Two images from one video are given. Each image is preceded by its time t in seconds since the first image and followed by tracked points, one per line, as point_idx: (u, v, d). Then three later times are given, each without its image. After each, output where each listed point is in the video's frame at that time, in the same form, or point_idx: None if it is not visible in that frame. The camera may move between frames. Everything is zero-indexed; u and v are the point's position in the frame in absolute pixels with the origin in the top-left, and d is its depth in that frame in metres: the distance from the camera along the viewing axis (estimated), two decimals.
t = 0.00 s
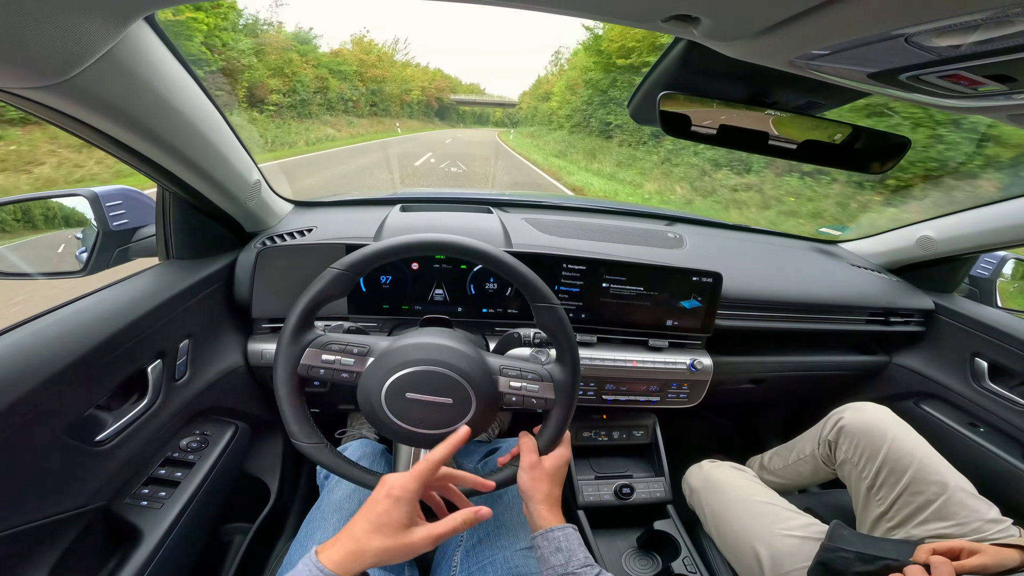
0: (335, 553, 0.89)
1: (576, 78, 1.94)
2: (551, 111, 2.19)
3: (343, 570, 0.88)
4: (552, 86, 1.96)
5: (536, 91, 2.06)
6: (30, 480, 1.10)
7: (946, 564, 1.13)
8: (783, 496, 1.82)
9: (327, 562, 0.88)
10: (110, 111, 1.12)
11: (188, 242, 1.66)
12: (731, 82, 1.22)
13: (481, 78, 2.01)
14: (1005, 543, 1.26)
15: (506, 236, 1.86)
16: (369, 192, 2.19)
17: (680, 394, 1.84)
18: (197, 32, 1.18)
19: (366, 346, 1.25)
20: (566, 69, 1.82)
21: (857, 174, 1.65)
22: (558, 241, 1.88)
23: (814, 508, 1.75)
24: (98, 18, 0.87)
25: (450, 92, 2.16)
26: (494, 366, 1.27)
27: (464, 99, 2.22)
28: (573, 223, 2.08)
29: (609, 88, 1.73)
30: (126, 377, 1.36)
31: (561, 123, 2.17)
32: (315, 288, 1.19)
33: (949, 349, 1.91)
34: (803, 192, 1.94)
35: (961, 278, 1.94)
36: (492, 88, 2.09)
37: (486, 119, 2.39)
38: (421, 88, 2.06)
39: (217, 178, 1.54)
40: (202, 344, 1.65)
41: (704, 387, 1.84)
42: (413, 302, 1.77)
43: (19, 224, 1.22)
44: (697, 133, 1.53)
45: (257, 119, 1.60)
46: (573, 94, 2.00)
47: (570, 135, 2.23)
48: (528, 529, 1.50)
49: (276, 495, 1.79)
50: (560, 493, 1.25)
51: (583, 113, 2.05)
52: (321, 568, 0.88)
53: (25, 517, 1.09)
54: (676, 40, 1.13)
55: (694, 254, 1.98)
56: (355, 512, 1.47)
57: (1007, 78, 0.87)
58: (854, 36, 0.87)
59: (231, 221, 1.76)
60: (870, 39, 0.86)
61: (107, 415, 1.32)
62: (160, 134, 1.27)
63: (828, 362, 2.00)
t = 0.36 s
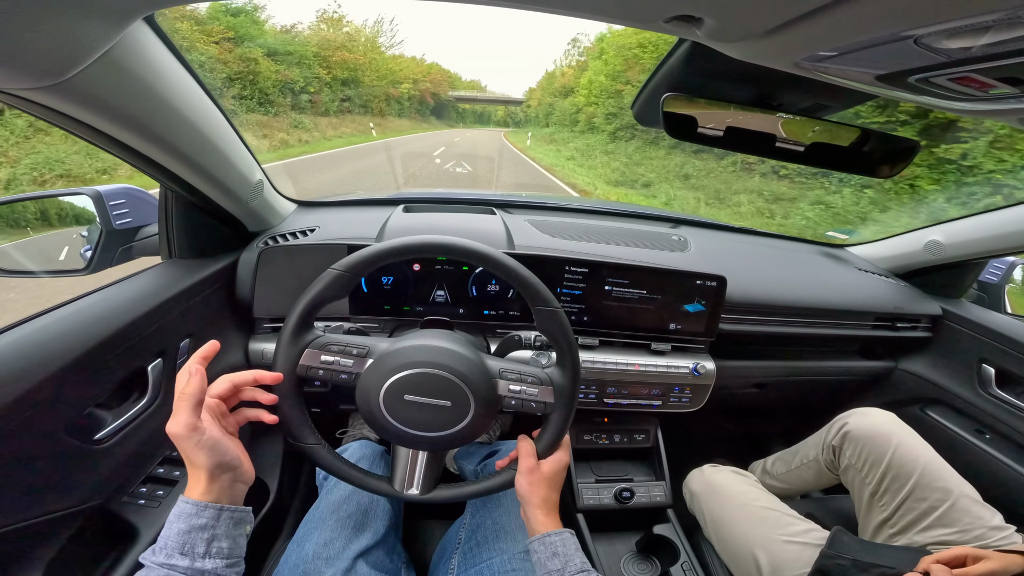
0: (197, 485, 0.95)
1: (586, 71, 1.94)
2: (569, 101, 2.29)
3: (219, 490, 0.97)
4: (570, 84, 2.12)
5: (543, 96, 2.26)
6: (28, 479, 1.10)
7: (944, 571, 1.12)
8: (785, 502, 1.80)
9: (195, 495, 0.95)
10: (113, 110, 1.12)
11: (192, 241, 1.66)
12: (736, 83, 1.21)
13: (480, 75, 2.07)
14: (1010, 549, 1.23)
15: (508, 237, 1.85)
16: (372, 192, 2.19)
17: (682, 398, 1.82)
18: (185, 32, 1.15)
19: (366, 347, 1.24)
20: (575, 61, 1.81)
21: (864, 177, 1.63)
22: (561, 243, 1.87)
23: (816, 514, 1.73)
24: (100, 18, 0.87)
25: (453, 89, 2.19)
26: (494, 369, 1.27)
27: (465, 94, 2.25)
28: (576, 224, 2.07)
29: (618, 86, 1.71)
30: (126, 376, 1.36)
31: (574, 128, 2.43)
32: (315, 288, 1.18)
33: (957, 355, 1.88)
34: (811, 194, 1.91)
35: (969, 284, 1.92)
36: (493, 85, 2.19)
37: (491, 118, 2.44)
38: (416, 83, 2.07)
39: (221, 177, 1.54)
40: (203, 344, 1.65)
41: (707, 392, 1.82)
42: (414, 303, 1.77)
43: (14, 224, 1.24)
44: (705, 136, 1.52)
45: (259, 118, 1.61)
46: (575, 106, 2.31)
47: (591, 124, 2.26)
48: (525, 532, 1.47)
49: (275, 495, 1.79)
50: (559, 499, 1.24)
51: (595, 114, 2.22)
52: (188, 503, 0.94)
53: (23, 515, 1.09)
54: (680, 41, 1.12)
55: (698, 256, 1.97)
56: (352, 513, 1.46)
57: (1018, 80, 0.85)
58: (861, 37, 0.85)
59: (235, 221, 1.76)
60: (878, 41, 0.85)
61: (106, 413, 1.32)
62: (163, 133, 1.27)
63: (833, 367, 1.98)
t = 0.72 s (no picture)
0: (316, 406, 0.99)
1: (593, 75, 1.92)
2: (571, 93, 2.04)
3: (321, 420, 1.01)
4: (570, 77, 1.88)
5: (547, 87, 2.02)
6: (54, 477, 1.10)
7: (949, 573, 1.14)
8: (797, 503, 1.81)
9: (313, 417, 0.97)
10: (140, 107, 1.12)
11: (210, 240, 1.66)
12: (761, 86, 1.21)
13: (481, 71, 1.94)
14: None
15: (524, 237, 1.86)
16: (386, 192, 2.19)
17: (697, 399, 1.83)
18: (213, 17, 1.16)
19: (387, 346, 1.24)
20: (581, 69, 1.81)
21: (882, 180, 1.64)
22: (577, 244, 1.87)
23: (830, 515, 1.74)
24: (136, 14, 0.87)
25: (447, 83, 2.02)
26: (514, 369, 1.27)
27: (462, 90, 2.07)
28: (591, 225, 2.07)
29: (628, 92, 1.73)
30: (147, 374, 1.36)
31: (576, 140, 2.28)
32: (337, 288, 1.10)
33: (970, 357, 1.89)
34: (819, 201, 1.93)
35: (984, 286, 1.92)
36: (492, 80, 2.01)
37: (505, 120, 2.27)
38: (402, 74, 1.87)
39: (242, 176, 1.54)
40: (220, 342, 1.65)
41: (721, 393, 1.83)
42: (430, 303, 1.77)
43: (35, 220, 1.22)
44: (715, 137, 1.53)
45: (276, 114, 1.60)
46: (577, 111, 2.13)
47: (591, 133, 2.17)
48: (543, 532, 1.44)
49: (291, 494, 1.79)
50: (588, 493, 1.25)
51: (599, 120, 2.11)
52: (304, 423, 0.95)
53: (48, 514, 1.09)
54: (705, 45, 1.12)
55: (713, 258, 1.97)
56: (370, 514, 1.45)
57: None
58: (895, 44, 0.86)
59: (253, 220, 1.76)
60: (911, 47, 0.85)
61: (127, 411, 1.32)
62: (188, 131, 1.27)
63: (845, 369, 1.99)
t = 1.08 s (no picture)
0: (315, 399, 0.99)
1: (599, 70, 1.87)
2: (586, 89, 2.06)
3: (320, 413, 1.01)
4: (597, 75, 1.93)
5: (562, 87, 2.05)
6: (57, 473, 1.11)
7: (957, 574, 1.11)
8: (800, 503, 1.80)
9: (312, 409, 0.98)
10: (146, 104, 1.12)
11: (214, 237, 1.67)
12: (767, 84, 1.20)
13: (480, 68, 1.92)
14: None
15: (528, 235, 1.85)
16: (390, 190, 2.19)
17: (700, 399, 1.83)
18: (221, 14, 1.17)
19: (391, 343, 1.24)
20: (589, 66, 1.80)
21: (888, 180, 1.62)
22: (580, 242, 1.87)
23: (833, 515, 1.73)
24: (141, 12, 0.87)
25: (439, 78, 1.96)
26: (517, 367, 1.27)
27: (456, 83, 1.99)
28: (595, 224, 2.07)
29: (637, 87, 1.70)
30: (150, 371, 1.37)
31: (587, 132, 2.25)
32: (341, 283, 1.10)
33: (975, 358, 1.88)
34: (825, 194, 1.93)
35: (990, 287, 1.91)
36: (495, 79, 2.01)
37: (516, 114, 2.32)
38: (381, 63, 1.76)
39: (246, 173, 1.55)
40: (223, 339, 1.66)
41: (725, 392, 1.82)
42: (434, 301, 1.77)
43: (40, 213, 1.21)
44: (721, 136, 1.52)
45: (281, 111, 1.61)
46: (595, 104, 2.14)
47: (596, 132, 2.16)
48: (545, 529, 1.43)
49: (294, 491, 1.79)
50: (618, 415, 1.10)
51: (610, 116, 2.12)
52: (301, 415, 0.96)
53: (51, 510, 1.10)
54: (711, 43, 1.11)
55: (717, 257, 1.96)
56: (373, 511, 1.45)
57: None
58: (903, 42, 0.85)
59: (257, 217, 1.76)
60: (919, 45, 0.84)
61: (130, 408, 1.33)
62: (193, 128, 1.27)
63: (850, 370, 1.98)
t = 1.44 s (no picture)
0: (310, 393, 1.01)
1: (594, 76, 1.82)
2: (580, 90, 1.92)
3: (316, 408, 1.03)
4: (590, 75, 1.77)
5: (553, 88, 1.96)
6: (60, 465, 1.14)
7: None
8: (797, 504, 1.80)
9: (307, 404, 1.00)
10: (149, 106, 1.15)
11: (218, 236, 1.70)
12: (761, 85, 1.21)
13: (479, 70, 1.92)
14: None
15: (526, 235, 1.87)
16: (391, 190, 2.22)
17: (698, 399, 1.83)
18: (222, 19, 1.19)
19: (389, 341, 1.27)
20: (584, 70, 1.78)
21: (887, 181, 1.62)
22: (579, 243, 1.88)
23: (829, 516, 1.73)
24: (141, 16, 0.90)
25: (423, 66, 1.79)
26: (514, 367, 1.28)
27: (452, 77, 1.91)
28: (593, 224, 2.08)
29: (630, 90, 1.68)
30: (153, 367, 1.39)
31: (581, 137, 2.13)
32: (342, 279, 1.13)
33: (975, 359, 1.87)
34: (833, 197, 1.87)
35: (991, 289, 1.89)
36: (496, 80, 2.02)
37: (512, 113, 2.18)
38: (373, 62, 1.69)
39: (248, 174, 1.57)
40: (225, 337, 1.68)
41: (722, 393, 1.82)
42: (433, 300, 1.79)
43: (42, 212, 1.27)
44: (721, 137, 1.52)
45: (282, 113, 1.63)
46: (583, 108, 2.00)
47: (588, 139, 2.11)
48: (540, 526, 1.44)
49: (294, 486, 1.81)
50: (605, 418, 1.11)
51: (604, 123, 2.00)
52: (296, 410, 0.97)
53: (54, 503, 1.12)
54: (704, 45, 1.12)
55: (716, 258, 1.97)
56: (370, 507, 1.47)
57: None
58: (892, 42, 0.85)
59: (259, 217, 1.79)
60: (908, 46, 0.85)
61: (133, 404, 1.36)
62: (194, 129, 1.30)
63: (849, 371, 1.97)
